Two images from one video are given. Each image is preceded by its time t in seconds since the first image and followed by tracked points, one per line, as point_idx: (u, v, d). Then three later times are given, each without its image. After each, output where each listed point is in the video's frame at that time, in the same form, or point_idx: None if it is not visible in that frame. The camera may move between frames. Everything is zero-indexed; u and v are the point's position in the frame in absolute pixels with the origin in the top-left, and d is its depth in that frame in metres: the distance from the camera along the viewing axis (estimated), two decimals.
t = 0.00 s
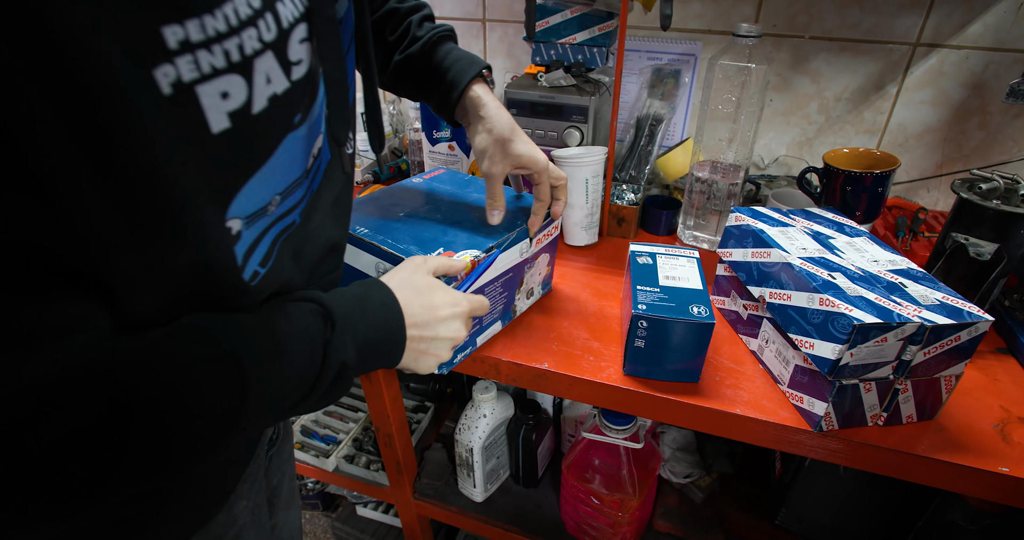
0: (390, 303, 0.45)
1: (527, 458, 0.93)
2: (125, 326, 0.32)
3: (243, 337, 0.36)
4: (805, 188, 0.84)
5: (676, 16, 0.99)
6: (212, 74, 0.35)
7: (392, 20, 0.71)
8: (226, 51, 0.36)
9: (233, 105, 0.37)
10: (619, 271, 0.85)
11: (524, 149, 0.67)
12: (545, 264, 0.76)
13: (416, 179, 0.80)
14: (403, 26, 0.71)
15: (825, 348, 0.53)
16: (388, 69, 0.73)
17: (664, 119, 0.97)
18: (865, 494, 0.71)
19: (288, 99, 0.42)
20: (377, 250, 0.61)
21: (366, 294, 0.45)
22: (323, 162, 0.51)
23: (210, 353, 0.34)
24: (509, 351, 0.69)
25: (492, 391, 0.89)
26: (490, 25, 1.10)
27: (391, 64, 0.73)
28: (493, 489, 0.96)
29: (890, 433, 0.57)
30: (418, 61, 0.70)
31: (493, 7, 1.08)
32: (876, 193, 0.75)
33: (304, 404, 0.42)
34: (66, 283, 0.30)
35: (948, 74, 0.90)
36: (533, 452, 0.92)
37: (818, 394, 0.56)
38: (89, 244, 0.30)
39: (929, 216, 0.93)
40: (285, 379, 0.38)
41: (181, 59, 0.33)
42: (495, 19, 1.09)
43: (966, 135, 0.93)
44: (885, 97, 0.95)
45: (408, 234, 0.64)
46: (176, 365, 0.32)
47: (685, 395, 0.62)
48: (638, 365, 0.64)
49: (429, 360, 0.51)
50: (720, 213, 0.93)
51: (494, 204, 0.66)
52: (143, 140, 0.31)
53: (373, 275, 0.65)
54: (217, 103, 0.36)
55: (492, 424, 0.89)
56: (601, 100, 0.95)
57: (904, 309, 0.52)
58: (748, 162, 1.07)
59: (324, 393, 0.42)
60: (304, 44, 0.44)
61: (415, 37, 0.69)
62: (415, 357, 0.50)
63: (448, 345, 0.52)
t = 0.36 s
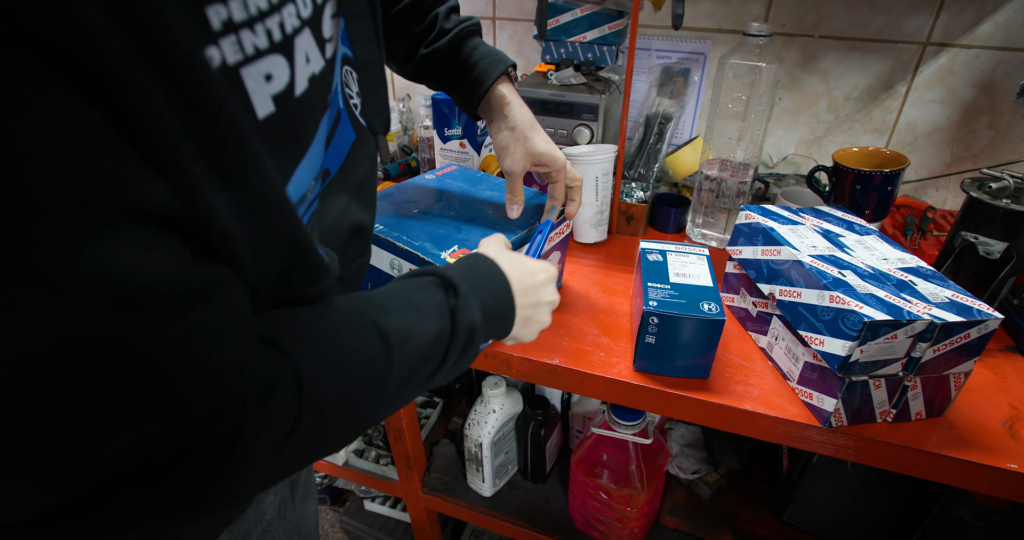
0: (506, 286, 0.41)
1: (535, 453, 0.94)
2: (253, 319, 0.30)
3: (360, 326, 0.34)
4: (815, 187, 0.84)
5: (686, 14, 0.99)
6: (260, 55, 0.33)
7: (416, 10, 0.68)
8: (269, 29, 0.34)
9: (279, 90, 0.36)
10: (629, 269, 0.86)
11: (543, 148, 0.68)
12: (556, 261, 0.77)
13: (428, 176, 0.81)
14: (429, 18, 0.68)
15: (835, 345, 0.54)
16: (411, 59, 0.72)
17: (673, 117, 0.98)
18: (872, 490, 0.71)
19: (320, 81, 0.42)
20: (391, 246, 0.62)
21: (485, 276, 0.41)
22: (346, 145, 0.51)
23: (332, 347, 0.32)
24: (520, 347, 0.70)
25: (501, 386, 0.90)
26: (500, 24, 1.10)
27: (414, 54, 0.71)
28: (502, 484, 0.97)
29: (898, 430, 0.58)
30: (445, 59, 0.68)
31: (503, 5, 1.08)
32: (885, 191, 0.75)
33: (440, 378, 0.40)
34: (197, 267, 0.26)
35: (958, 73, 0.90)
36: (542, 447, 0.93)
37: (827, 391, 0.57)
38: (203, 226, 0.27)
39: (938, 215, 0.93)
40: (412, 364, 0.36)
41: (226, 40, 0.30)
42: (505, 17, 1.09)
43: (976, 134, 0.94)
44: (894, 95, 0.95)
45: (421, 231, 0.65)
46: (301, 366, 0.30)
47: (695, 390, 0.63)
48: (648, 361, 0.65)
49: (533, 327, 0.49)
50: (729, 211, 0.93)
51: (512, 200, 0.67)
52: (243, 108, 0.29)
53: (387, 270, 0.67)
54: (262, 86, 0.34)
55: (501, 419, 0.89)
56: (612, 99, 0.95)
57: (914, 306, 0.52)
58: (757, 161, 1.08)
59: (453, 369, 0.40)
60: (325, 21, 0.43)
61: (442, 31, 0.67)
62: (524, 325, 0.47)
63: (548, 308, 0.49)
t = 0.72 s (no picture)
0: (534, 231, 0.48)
1: (538, 452, 0.97)
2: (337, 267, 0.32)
3: (438, 260, 0.38)
4: (813, 194, 0.86)
5: (688, 22, 1.01)
6: None
7: (419, 25, 0.70)
8: None
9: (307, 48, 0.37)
10: (630, 273, 0.88)
11: (538, 156, 0.69)
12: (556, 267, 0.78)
13: (436, 182, 0.83)
14: (431, 34, 0.70)
15: (827, 350, 0.55)
16: (418, 71, 0.75)
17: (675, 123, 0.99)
18: (866, 490, 0.73)
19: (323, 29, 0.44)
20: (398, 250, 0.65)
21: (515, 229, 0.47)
22: (347, 124, 0.52)
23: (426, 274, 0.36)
24: (524, 349, 0.72)
25: (505, 387, 0.92)
26: (505, 30, 1.12)
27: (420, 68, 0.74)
28: (505, 481, 0.99)
29: (889, 432, 0.60)
30: (449, 75, 0.72)
31: (508, 12, 1.10)
32: (881, 199, 0.77)
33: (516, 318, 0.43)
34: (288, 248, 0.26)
35: (955, 81, 0.92)
36: (544, 446, 0.95)
37: (820, 394, 0.59)
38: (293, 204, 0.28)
39: (935, 221, 0.95)
40: (490, 289, 0.39)
41: None
42: (510, 23, 1.11)
43: (972, 141, 0.95)
44: (892, 103, 0.97)
45: (424, 236, 0.67)
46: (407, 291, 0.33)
47: (692, 392, 0.65)
48: (648, 363, 0.67)
49: (566, 277, 0.53)
50: (728, 217, 0.95)
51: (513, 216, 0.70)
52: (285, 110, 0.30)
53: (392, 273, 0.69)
54: None
55: (504, 419, 0.92)
56: (614, 105, 0.97)
57: (903, 313, 0.54)
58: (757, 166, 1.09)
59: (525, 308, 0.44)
60: None
61: (444, 49, 0.70)
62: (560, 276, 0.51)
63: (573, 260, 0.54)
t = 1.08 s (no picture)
0: (517, 268, 0.51)
1: (540, 458, 0.99)
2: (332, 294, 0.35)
3: (420, 292, 0.41)
4: (809, 208, 0.88)
5: (689, 38, 1.04)
6: (286, 31, 0.35)
7: (429, 64, 0.73)
8: (297, 8, 0.36)
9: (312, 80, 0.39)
10: (630, 285, 0.90)
11: (541, 177, 0.74)
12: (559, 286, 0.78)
13: (438, 198, 0.85)
14: (441, 73, 0.73)
15: (818, 367, 0.58)
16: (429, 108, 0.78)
17: (676, 137, 1.02)
18: (858, 498, 0.75)
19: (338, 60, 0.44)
20: (406, 266, 0.67)
21: (500, 266, 0.51)
22: (358, 143, 0.55)
23: (407, 309, 0.38)
24: (527, 361, 0.75)
25: (509, 394, 0.94)
26: (510, 44, 1.15)
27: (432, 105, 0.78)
28: (508, 486, 1.02)
29: (879, 445, 0.62)
30: (460, 110, 0.75)
31: (514, 27, 1.13)
32: (875, 216, 0.79)
33: (486, 355, 0.46)
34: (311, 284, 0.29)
35: (950, 98, 0.94)
36: (547, 452, 0.98)
37: (812, 408, 0.61)
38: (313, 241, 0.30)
39: (930, 234, 0.96)
40: (466, 327, 0.42)
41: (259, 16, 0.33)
42: (516, 38, 1.14)
43: (967, 156, 0.97)
44: (889, 118, 0.99)
45: (431, 252, 0.69)
46: (385, 325, 0.36)
47: (690, 404, 0.68)
48: (647, 376, 0.69)
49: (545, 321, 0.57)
50: (728, 230, 0.98)
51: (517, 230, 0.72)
52: (306, 150, 0.33)
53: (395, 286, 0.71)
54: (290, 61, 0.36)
55: (508, 426, 0.94)
56: (617, 120, 1.00)
57: (891, 332, 0.56)
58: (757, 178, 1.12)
59: (497, 346, 0.47)
60: (339, 3, 0.46)
61: (455, 89, 0.74)
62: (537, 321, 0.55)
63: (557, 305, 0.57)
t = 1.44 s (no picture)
0: (509, 316, 0.50)
1: (543, 465, 0.98)
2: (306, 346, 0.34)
3: (402, 341, 0.40)
4: (816, 215, 0.87)
5: (696, 42, 1.03)
6: (300, 65, 0.35)
7: (436, 64, 0.72)
8: (312, 36, 0.37)
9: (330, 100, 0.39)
10: (635, 292, 0.89)
11: (549, 195, 0.74)
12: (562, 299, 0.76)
13: (453, 202, 0.86)
14: (448, 73, 0.72)
15: (826, 380, 0.57)
16: (431, 109, 0.76)
17: (682, 142, 1.01)
18: (865, 511, 0.74)
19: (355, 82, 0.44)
20: (402, 273, 0.66)
21: (492, 310, 0.50)
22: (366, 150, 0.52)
23: (386, 362, 0.38)
24: (530, 370, 0.74)
25: (511, 402, 0.93)
26: (515, 47, 1.14)
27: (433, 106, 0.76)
28: (510, 493, 1.01)
29: (888, 459, 0.61)
30: (464, 113, 0.74)
31: (518, 30, 1.12)
32: (884, 224, 0.78)
33: (460, 400, 0.46)
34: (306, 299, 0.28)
35: (961, 104, 0.92)
36: (549, 459, 0.97)
37: (819, 421, 0.60)
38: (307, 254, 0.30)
39: (940, 241, 0.95)
40: (443, 380, 0.42)
41: (278, 49, 0.33)
42: (520, 41, 1.13)
43: (978, 163, 0.96)
44: (899, 124, 0.97)
45: (431, 260, 0.69)
46: (360, 382, 0.35)
47: (694, 415, 0.67)
48: (652, 386, 0.68)
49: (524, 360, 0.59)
50: (734, 236, 0.96)
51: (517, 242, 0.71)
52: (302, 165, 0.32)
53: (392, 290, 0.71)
54: (309, 89, 0.36)
55: (511, 433, 0.93)
56: (622, 125, 0.99)
57: (901, 345, 0.55)
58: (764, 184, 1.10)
59: (473, 393, 0.46)
60: (354, 22, 0.46)
61: (459, 89, 0.72)
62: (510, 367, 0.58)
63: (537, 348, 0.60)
